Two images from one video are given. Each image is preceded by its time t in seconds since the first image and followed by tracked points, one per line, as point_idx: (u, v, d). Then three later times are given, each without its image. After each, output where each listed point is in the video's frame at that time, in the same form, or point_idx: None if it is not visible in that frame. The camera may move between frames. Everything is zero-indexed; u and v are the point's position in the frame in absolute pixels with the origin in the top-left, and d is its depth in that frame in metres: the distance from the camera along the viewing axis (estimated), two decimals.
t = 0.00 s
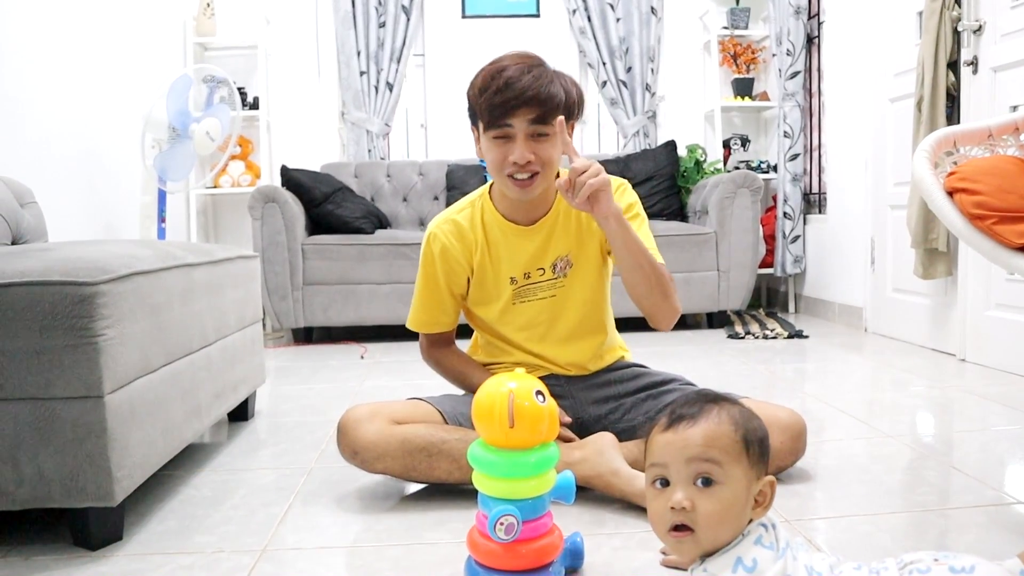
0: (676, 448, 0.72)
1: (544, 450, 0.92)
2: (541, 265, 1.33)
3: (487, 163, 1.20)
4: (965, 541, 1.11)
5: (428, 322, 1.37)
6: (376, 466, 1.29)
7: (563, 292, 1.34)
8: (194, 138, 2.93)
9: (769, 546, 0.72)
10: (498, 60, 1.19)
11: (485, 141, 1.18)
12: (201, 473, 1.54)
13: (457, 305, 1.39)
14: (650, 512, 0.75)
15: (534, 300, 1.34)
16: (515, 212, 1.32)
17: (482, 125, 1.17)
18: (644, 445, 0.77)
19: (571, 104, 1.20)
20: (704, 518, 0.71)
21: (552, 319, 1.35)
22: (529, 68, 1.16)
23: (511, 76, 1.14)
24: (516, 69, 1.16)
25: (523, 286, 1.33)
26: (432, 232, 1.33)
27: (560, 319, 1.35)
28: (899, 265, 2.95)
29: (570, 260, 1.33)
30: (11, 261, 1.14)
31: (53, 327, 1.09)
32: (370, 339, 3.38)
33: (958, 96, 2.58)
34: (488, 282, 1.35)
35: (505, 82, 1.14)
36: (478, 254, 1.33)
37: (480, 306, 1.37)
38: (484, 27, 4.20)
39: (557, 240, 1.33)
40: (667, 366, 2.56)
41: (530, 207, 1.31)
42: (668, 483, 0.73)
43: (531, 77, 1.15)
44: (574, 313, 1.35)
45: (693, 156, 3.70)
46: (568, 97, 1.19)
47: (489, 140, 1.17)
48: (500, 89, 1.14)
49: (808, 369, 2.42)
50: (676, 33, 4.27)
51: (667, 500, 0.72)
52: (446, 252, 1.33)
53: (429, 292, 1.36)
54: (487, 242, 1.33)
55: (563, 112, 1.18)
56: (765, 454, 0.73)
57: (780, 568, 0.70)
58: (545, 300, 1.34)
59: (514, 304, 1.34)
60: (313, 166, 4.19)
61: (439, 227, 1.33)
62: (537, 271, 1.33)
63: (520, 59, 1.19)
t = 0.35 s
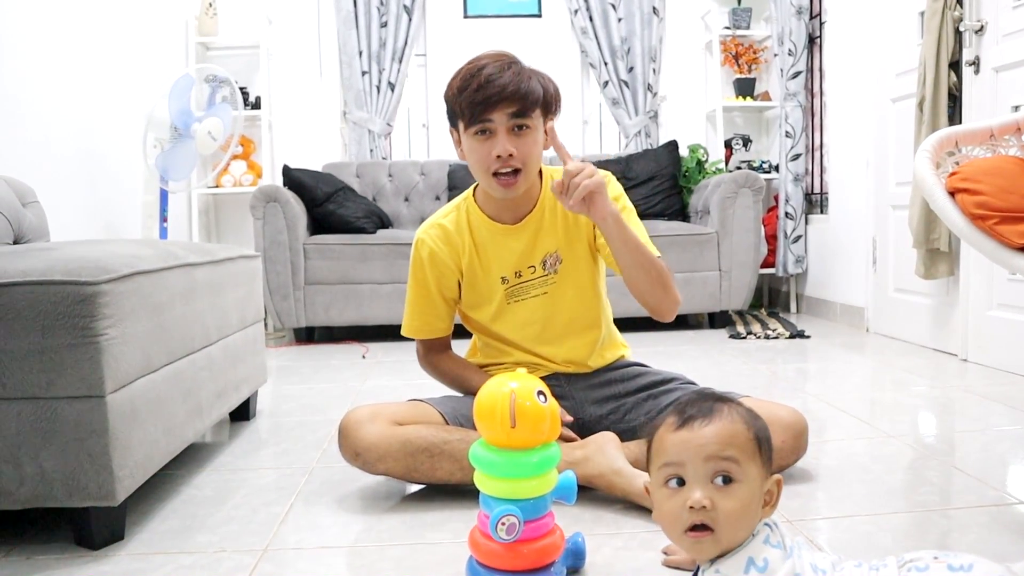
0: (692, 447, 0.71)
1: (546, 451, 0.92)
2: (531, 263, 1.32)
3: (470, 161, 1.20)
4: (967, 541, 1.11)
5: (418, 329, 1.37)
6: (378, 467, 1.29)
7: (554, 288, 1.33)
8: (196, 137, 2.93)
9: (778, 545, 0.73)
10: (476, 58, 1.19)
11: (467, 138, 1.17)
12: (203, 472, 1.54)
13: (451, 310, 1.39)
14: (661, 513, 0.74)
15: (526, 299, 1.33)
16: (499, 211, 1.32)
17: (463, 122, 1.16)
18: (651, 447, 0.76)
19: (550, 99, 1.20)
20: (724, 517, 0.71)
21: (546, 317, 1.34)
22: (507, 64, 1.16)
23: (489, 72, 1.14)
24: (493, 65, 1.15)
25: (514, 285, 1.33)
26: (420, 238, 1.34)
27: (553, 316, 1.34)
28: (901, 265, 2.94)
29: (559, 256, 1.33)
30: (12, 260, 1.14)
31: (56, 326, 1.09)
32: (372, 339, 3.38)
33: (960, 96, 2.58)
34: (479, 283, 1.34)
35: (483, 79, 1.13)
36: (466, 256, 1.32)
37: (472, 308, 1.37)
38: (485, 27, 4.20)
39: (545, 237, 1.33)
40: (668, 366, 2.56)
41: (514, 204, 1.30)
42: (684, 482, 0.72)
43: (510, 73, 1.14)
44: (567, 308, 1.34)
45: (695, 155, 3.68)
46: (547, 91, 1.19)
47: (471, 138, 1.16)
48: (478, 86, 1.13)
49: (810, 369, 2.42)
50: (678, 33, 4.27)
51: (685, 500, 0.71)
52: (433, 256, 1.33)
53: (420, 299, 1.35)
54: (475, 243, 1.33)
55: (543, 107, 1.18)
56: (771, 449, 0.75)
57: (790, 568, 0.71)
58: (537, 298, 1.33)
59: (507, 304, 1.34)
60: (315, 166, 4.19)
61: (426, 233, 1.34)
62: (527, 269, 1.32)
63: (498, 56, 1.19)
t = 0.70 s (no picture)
0: (689, 447, 0.71)
1: (546, 451, 0.92)
2: (529, 264, 1.32)
3: (463, 165, 1.20)
4: (968, 542, 1.11)
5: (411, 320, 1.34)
6: (379, 462, 1.29)
7: (552, 290, 1.33)
8: (196, 137, 2.92)
9: (776, 544, 0.73)
10: (466, 61, 1.19)
11: (459, 141, 1.17)
12: (203, 472, 1.54)
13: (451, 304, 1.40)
14: (660, 514, 0.74)
15: (523, 300, 1.33)
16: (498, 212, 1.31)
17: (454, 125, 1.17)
18: (647, 448, 0.76)
19: (541, 99, 1.20)
20: (723, 516, 0.70)
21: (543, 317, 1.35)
22: (496, 64, 1.16)
23: (477, 73, 1.14)
24: (482, 67, 1.16)
25: (512, 285, 1.33)
26: (419, 231, 1.35)
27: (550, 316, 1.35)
28: (902, 266, 2.94)
29: (557, 259, 1.32)
30: (13, 260, 1.14)
31: (56, 326, 1.09)
32: (372, 339, 3.38)
33: (961, 97, 2.58)
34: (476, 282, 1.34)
35: (471, 79, 1.14)
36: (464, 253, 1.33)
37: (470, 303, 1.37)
38: (486, 27, 4.20)
39: (544, 238, 1.32)
40: (669, 367, 2.56)
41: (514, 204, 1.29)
42: (682, 483, 0.72)
43: (498, 72, 1.15)
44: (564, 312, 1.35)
45: (695, 156, 3.70)
46: (537, 91, 1.19)
47: (462, 140, 1.17)
48: (467, 87, 1.14)
49: (811, 370, 2.42)
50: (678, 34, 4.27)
51: (683, 499, 0.71)
52: (432, 248, 1.33)
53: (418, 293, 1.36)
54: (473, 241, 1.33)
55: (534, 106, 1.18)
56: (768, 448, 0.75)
57: (788, 566, 0.71)
58: (535, 299, 1.33)
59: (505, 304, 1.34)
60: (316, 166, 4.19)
61: (426, 227, 1.35)
62: (525, 270, 1.32)
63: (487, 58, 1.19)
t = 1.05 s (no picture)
0: (692, 441, 0.72)
1: (547, 452, 0.92)
2: (534, 283, 1.29)
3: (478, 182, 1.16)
4: (968, 543, 1.11)
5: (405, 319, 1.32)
6: (385, 474, 1.29)
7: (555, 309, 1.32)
8: (196, 137, 2.92)
9: (777, 541, 0.73)
10: (486, 68, 1.15)
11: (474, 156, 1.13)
12: (203, 473, 1.54)
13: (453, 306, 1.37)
14: (661, 509, 0.74)
15: (525, 316, 1.32)
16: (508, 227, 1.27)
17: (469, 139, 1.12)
18: (650, 445, 0.77)
19: (564, 114, 1.15)
20: (726, 509, 0.71)
21: (544, 334, 1.34)
22: (517, 74, 1.12)
23: (498, 82, 1.10)
24: (504, 75, 1.12)
25: (515, 302, 1.31)
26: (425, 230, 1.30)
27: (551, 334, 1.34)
28: (902, 267, 2.94)
29: (562, 280, 1.31)
30: (13, 260, 1.14)
31: (56, 326, 1.09)
32: (372, 339, 3.38)
33: (961, 98, 2.59)
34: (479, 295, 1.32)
35: (490, 89, 1.10)
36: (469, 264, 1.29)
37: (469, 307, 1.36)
38: (486, 28, 4.20)
39: (551, 259, 1.29)
40: (668, 367, 2.56)
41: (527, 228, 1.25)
42: (684, 476, 0.73)
43: (519, 83, 1.10)
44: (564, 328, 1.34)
45: (695, 157, 3.71)
46: (559, 105, 1.14)
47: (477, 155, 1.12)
48: (485, 97, 1.09)
49: (811, 370, 2.42)
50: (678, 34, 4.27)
51: (685, 493, 0.72)
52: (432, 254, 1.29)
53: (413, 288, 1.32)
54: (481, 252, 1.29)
55: (556, 122, 1.13)
56: (768, 448, 0.76)
57: (789, 563, 0.71)
58: (538, 317, 1.32)
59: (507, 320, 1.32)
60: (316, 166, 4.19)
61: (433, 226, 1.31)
62: (529, 289, 1.30)
63: (509, 66, 1.14)
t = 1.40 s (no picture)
0: (688, 443, 0.73)
1: (547, 452, 0.91)
2: (546, 293, 1.24)
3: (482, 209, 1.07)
4: (969, 544, 1.11)
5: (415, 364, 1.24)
6: (385, 474, 1.30)
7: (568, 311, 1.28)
8: (197, 138, 2.92)
9: (779, 543, 0.73)
10: (484, 83, 1.06)
11: (476, 183, 1.04)
12: (203, 473, 1.53)
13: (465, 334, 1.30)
14: (660, 510, 0.75)
15: (540, 327, 1.28)
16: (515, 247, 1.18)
17: (470, 165, 1.03)
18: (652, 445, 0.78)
19: (571, 129, 1.06)
20: (719, 512, 0.71)
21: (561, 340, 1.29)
22: (518, 89, 1.03)
23: (499, 100, 1.01)
24: (504, 92, 1.03)
25: (530, 317, 1.26)
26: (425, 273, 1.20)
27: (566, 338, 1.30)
28: (902, 268, 2.94)
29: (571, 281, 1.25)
30: (13, 260, 1.14)
31: (56, 327, 1.09)
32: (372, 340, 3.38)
33: (962, 98, 2.59)
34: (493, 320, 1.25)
35: (491, 109, 1.00)
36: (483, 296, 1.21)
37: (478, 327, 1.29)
38: (486, 29, 4.20)
39: (559, 264, 1.22)
40: (668, 368, 2.56)
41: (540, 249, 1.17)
42: (681, 477, 0.74)
43: (521, 100, 1.01)
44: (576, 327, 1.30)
45: (695, 158, 3.71)
46: (565, 120, 1.05)
47: (480, 182, 1.04)
48: (485, 118, 1.00)
49: (811, 371, 2.42)
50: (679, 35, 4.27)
51: (680, 494, 0.73)
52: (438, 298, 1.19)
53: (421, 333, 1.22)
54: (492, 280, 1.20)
55: (563, 140, 1.04)
56: (770, 451, 0.76)
57: (790, 565, 0.71)
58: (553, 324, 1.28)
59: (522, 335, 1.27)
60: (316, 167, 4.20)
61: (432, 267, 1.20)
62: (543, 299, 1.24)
63: (509, 79, 1.05)
